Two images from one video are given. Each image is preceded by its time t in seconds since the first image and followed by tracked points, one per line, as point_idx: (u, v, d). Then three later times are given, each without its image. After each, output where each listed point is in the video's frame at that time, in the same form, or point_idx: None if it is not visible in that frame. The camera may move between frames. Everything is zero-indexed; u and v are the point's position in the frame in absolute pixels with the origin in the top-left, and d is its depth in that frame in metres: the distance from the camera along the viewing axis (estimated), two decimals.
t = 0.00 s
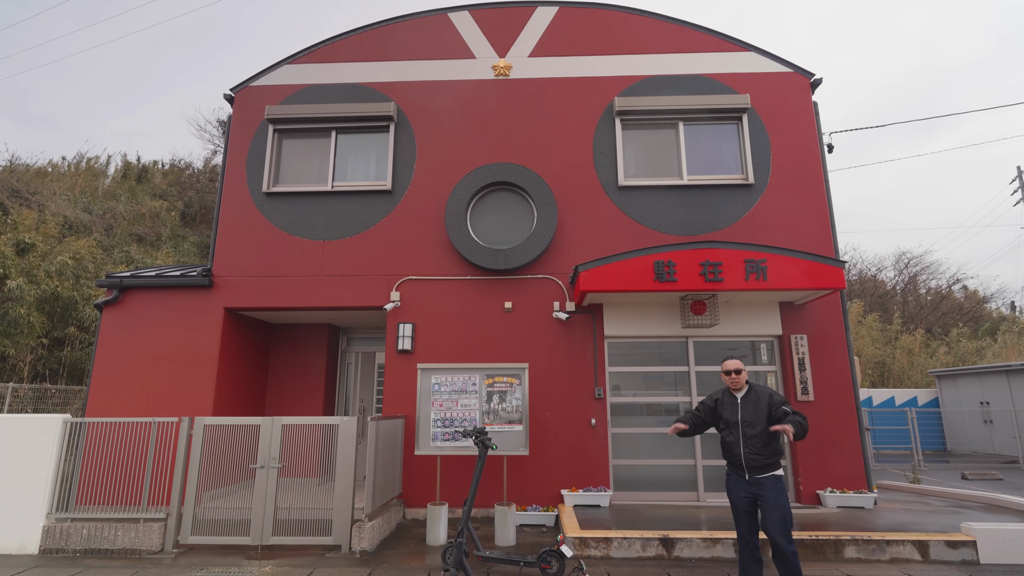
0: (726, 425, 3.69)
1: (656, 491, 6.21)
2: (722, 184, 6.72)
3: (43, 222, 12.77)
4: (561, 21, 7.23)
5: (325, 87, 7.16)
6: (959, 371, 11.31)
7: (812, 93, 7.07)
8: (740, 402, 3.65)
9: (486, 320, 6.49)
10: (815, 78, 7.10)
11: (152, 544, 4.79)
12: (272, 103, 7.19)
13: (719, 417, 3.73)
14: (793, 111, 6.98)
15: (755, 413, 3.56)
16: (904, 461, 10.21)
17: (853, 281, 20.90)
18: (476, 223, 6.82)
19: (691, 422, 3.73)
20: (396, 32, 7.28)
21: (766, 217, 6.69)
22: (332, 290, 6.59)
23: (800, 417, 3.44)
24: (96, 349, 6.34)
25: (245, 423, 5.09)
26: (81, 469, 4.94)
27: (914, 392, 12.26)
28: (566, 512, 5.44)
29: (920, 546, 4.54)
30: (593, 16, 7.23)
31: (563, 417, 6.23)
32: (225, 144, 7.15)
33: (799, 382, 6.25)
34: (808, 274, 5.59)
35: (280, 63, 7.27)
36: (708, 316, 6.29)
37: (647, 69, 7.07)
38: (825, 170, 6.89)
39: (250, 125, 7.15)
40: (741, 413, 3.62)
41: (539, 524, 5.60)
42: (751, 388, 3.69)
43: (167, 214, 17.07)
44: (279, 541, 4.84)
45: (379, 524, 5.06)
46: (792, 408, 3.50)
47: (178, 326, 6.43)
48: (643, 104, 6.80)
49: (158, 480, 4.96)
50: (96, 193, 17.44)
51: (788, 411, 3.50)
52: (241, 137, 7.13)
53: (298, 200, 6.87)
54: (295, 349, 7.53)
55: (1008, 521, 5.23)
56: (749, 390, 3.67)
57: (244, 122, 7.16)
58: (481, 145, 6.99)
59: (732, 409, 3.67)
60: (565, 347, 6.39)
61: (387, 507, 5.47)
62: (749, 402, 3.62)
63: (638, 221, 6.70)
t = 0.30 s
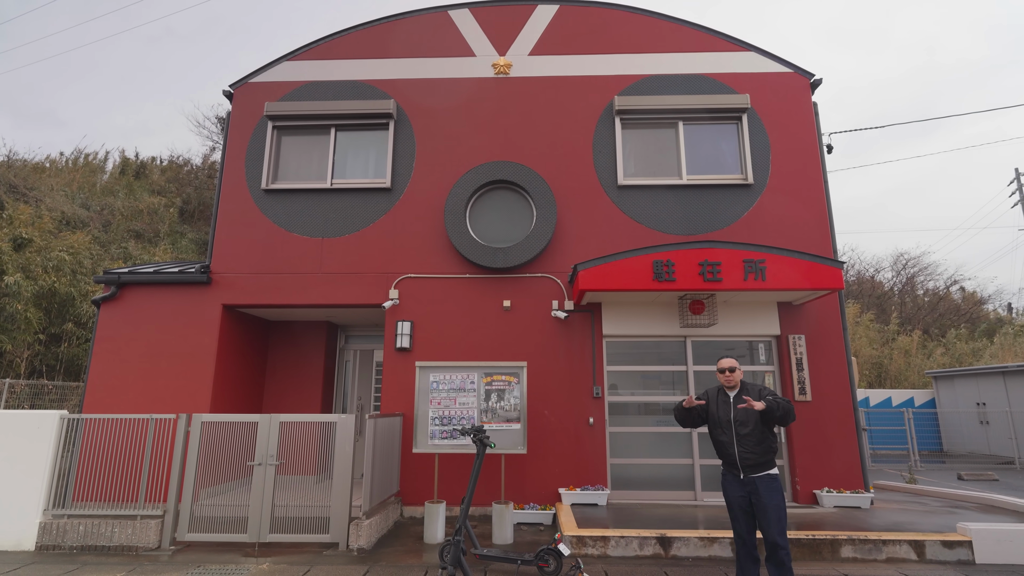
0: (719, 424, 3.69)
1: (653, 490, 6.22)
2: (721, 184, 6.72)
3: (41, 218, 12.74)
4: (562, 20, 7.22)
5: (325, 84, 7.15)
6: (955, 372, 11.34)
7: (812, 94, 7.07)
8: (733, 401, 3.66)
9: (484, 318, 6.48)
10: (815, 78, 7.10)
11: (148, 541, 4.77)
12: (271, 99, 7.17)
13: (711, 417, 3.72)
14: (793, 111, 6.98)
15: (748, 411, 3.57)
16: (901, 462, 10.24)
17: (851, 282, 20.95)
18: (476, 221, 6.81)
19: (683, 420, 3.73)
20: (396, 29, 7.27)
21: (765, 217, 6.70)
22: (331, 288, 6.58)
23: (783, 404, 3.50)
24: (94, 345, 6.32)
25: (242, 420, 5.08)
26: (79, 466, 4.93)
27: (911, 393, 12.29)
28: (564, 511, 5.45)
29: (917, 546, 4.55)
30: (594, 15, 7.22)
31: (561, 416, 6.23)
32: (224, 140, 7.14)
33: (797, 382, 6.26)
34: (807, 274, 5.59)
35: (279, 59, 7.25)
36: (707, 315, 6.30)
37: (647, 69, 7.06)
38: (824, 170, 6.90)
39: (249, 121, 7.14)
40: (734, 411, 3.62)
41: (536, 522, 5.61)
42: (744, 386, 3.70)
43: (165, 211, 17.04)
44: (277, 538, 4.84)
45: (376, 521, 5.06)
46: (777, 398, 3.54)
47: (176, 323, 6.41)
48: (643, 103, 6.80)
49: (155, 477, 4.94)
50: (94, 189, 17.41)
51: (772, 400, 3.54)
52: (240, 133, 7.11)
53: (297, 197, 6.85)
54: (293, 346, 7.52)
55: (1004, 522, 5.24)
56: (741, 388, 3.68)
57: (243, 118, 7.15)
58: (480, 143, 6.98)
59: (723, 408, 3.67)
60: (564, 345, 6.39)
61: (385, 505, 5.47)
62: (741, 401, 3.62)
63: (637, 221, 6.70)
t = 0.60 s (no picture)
0: (718, 422, 3.69)
1: (652, 489, 6.23)
2: (721, 183, 6.72)
3: (39, 217, 12.72)
4: (561, 19, 7.21)
5: (324, 83, 7.13)
6: (954, 371, 11.36)
7: (811, 93, 7.07)
8: (733, 399, 3.65)
9: (483, 318, 6.48)
10: (815, 78, 7.10)
11: (147, 540, 4.76)
12: (270, 98, 7.15)
13: (711, 415, 3.72)
14: (791, 111, 6.99)
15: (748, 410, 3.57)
16: (899, 461, 10.26)
17: (849, 282, 20.99)
18: (475, 220, 6.80)
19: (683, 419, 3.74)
20: (396, 28, 7.25)
21: (765, 217, 6.70)
22: (330, 287, 6.57)
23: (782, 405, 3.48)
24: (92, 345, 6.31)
25: (241, 419, 5.07)
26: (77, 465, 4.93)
27: (909, 392, 12.32)
28: (563, 510, 5.45)
29: (915, 545, 4.56)
30: (593, 14, 7.22)
31: (560, 415, 6.23)
32: (223, 139, 7.12)
33: (796, 381, 6.26)
34: (806, 273, 5.59)
35: (278, 58, 7.24)
36: (706, 315, 6.30)
37: (646, 68, 7.06)
38: (823, 170, 6.90)
39: (248, 120, 7.12)
40: (734, 410, 3.62)
41: (535, 521, 5.61)
42: (744, 385, 3.69)
43: (163, 210, 17.00)
44: (276, 538, 4.84)
45: (375, 521, 5.06)
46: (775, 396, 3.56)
47: (174, 322, 6.40)
48: (642, 103, 6.80)
49: (153, 476, 4.93)
50: (92, 188, 17.38)
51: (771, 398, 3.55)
52: (239, 132, 7.10)
53: (296, 196, 6.84)
54: (292, 346, 7.51)
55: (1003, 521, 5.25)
56: (742, 387, 3.67)
57: (242, 117, 7.13)
58: (480, 142, 6.97)
59: (724, 406, 3.68)
60: (563, 345, 6.39)
61: (384, 504, 5.46)
62: (741, 400, 3.62)
63: (637, 220, 6.70)
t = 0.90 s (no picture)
0: (716, 422, 3.70)
1: (649, 487, 6.24)
2: (718, 182, 6.73)
3: (34, 215, 12.67)
4: (559, 18, 7.20)
5: (321, 81, 7.11)
6: (949, 369, 11.41)
7: (807, 92, 7.08)
8: (731, 398, 3.67)
9: (480, 317, 6.47)
10: (811, 77, 7.11)
11: (143, 540, 4.74)
12: (266, 96, 7.12)
13: (709, 415, 3.74)
14: (789, 110, 7.00)
15: (745, 410, 3.58)
16: (895, 459, 10.30)
17: (846, 280, 21.05)
18: (472, 219, 6.79)
19: (684, 427, 3.82)
20: (393, 26, 7.23)
21: (761, 216, 6.71)
22: (327, 286, 6.55)
23: (787, 418, 3.44)
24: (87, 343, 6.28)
25: (238, 418, 5.06)
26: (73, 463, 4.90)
27: (905, 391, 12.37)
28: (560, 508, 5.46)
29: (911, 543, 4.58)
30: (590, 12, 7.21)
31: (557, 413, 6.24)
32: (219, 137, 7.09)
33: (792, 380, 6.28)
34: (802, 272, 5.61)
35: (274, 56, 7.21)
36: (703, 315, 6.30)
37: (644, 67, 7.05)
38: (820, 169, 6.91)
39: (244, 118, 7.09)
40: (731, 409, 3.64)
41: (532, 520, 5.62)
42: (742, 384, 3.71)
43: (159, 208, 16.93)
44: (273, 537, 4.83)
45: (373, 519, 5.05)
46: (778, 408, 3.49)
47: (170, 320, 6.37)
48: (639, 102, 6.80)
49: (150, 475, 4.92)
50: (87, 186, 17.29)
51: (772, 409, 3.50)
52: (235, 130, 7.06)
53: (292, 195, 6.82)
54: (289, 344, 7.49)
55: (998, 518, 5.27)
56: (740, 386, 3.69)
57: (238, 115, 7.10)
58: (477, 141, 6.96)
59: (721, 406, 3.69)
60: (560, 344, 6.39)
61: (381, 503, 5.46)
62: (739, 399, 3.64)
63: (634, 219, 6.70)
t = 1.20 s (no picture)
0: (715, 422, 3.71)
1: (650, 486, 6.23)
2: (718, 181, 6.72)
3: (35, 216, 12.67)
4: (558, 16, 7.19)
5: (320, 81, 7.10)
6: (950, 368, 11.40)
7: (807, 90, 7.07)
8: (730, 398, 3.67)
9: (480, 316, 6.47)
10: (811, 76, 7.10)
11: (144, 540, 4.75)
12: (265, 96, 7.12)
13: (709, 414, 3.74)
14: (789, 108, 6.99)
15: (744, 409, 3.58)
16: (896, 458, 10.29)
17: (846, 279, 21.03)
18: (472, 218, 6.79)
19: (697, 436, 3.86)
20: (392, 25, 7.23)
21: (761, 214, 6.70)
22: (327, 286, 6.55)
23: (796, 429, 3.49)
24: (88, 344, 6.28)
25: (238, 418, 5.06)
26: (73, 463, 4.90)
27: (906, 389, 12.36)
28: (561, 508, 5.46)
29: (911, 541, 4.58)
30: (590, 11, 7.20)
31: (557, 413, 6.24)
32: (219, 137, 7.09)
33: (793, 378, 6.28)
34: (803, 270, 5.61)
35: (274, 56, 7.20)
36: (703, 313, 6.37)
37: (643, 65, 7.05)
38: (820, 168, 6.90)
39: (243, 118, 7.09)
40: (730, 409, 3.64)
41: (533, 519, 5.62)
42: (741, 383, 3.71)
43: (159, 208, 16.92)
44: (274, 537, 4.83)
45: (373, 519, 5.06)
46: (784, 417, 3.52)
47: (171, 321, 6.38)
48: (639, 100, 6.79)
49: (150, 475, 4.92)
50: (88, 186, 17.29)
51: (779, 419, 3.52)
52: (234, 130, 7.06)
53: (292, 195, 6.82)
54: (289, 344, 7.48)
55: (999, 516, 5.27)
56: (739, 386, 3.68)
57: (238, 115, 7.10)
58: (476, 140, 6.96)
59: (720, 407, 3.69)
60: (560, 343, 6.39)
61: (381, 503, 5.47)
62: (738, 398, 3.63)
63: (634, 218, 6.69)
